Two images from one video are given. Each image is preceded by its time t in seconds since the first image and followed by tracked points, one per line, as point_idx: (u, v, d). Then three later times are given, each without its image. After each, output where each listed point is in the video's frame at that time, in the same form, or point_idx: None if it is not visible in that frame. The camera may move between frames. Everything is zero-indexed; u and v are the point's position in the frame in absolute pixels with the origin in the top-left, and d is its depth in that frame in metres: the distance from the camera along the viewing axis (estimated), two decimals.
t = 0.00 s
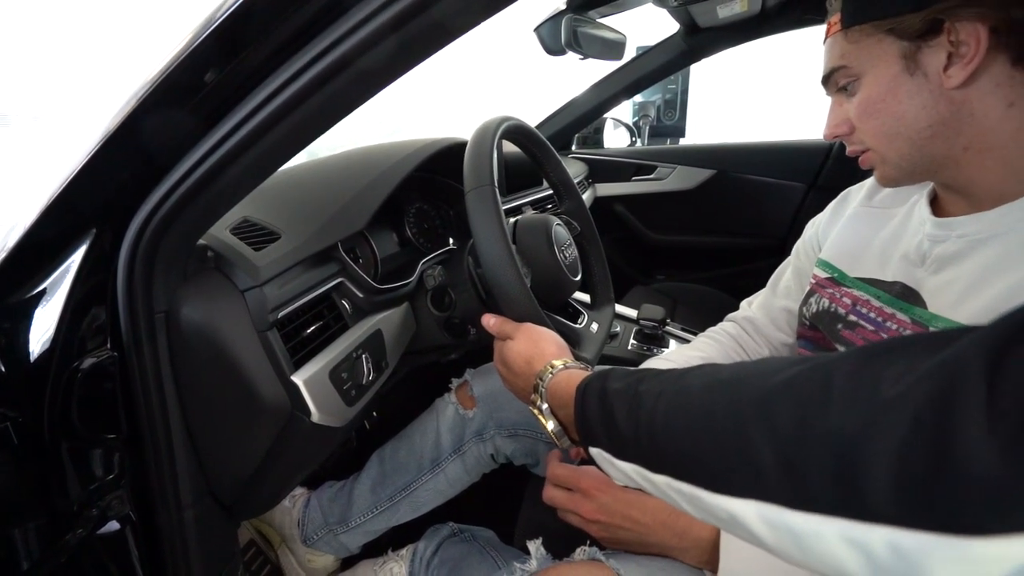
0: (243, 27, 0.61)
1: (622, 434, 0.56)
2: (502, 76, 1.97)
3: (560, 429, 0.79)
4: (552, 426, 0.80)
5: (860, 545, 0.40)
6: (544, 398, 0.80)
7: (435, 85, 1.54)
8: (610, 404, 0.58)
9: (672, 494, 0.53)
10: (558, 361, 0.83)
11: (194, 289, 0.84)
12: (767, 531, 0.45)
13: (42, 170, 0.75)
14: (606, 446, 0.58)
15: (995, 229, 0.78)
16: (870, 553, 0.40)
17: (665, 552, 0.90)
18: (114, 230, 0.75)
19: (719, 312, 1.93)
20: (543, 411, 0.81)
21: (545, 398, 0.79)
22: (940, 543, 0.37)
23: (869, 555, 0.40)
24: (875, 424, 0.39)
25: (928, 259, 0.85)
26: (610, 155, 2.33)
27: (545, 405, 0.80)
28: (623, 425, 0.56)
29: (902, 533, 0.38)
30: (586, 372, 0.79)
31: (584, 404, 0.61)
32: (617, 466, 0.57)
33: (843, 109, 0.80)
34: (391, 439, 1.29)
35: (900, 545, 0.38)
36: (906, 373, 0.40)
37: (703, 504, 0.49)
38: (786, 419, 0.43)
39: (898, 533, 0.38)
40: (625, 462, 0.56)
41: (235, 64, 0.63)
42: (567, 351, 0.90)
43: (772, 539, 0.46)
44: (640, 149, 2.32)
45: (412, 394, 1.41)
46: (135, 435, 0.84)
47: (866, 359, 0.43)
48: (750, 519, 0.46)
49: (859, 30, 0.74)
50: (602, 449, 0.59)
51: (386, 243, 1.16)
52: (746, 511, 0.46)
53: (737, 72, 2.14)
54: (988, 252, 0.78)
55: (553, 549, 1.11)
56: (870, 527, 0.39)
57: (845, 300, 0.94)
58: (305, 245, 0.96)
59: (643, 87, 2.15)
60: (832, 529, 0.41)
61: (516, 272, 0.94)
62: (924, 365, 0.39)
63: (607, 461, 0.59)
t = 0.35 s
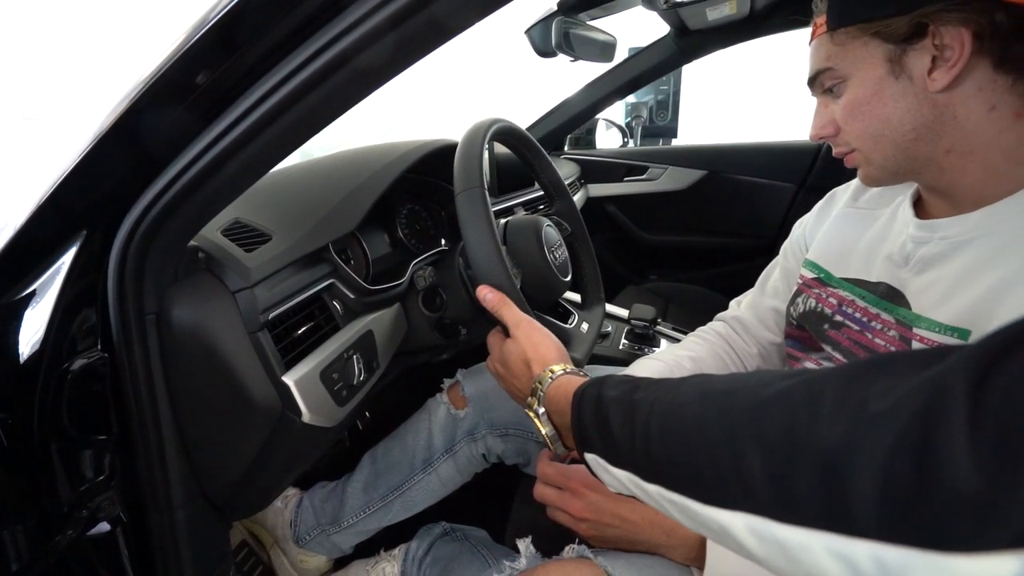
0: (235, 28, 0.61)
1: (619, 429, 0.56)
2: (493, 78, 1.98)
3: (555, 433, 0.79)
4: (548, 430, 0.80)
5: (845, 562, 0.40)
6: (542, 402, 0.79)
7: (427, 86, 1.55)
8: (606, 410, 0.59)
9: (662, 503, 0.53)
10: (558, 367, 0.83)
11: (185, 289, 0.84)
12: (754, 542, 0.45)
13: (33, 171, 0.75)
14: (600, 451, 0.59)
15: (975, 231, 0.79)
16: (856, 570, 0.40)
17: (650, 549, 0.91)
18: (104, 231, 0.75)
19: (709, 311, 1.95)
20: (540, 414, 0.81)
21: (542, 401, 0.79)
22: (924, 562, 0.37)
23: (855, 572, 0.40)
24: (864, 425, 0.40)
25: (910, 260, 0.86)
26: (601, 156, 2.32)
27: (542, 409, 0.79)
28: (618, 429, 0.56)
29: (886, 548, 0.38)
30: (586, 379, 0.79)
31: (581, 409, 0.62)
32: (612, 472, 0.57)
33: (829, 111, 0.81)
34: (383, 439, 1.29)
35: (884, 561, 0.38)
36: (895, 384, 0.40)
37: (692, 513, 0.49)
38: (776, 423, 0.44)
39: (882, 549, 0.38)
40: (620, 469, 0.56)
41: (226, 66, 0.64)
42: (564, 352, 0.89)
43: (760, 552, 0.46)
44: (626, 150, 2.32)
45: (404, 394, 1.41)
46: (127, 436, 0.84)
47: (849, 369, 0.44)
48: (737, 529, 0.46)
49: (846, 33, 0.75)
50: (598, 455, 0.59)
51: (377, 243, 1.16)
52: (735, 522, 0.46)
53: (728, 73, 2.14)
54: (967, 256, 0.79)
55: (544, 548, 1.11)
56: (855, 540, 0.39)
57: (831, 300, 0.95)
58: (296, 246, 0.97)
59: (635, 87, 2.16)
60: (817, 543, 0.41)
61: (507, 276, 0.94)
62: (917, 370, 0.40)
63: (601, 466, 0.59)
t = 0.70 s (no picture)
0: (229, 32, 0.61)
1: (611, 429, 0.57)
2: (486, 80, 1.99)
3: (546, 431, 0.80)
4: (539, 428, 0.80)
5: (838, 550, 0.41)
6: (531, 399, 0.80)
7: (421, 88, 1.55)
8: (597, 406, 0.59)
9: (654, 496, 0.54)
10: (549, 365, 0.83)
11: (179, 291, 0.84)
12: (746, 533, 0.46)
13: (27, 173, 0.76)
14: (592, 449, 0.59)
15: (956, 232, 0.80)
16: (848, 556, 0.41)
17: (641, 546, 0.92)
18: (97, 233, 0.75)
19: (702, 312, 1.96)
20: (530, 412, 0.81)
21: (532, 398, 0.80)
22: (916, 549, 0.37)
23: (847, 558, 0.41)
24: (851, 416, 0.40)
25: (895, 260, 0.87)
26: (592, 156, 2.33)
27: (532, 406, 0.80)
28: (610, 427, 0.57)
29: (878, 535, 0.39)
30: (574, 376, 0.79)
31: (573, 407, 0.62)
32: (604, 470, 0.58)
33: (821, 107, 0.80)
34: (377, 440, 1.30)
35: (877, 548, 0.39)
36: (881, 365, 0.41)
37: (685, 506, 0.50)
38: (768, 418, 0.44)
39: (875, 536, 0.39)
40: (612, 466, 0.57)
41: (218, 69, 0.64)
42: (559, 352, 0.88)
43: (754, 544, 0.46)
44: (621, 151, 2.33)
45: (398, 395, 1.41)
46: (119, 438, 0.85)
47: (833, 361, 0.45)
48: (729, 521, 0.47)
49: (849, 24, 0.74)
50: (589, 453, 0.60)
51: (370, 245, 1.17)
52: (728, 515, 0.47)
53: (720, 76, 2.15)
54: (949, 255, 0.80)
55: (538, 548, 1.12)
56: (847, 529, 0.40)
57: (818, 300, 0.96)
58: (289, 247, 0.97)
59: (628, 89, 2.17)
60: (811, 533, 0.42)
61: (498, 276, 0.95)
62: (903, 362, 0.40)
63: (593, 463, 0.60)
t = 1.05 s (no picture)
0: (227, 36, 0.61)
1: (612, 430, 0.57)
2: (484, 83, 1.99)
3: (546, 433, 0.79)
4: (539, 431, 0.79)
5: (845, 543, 0.40)
6: (531, 402, 0.80)
7: (419, 91, 1.56)
8: (600, 405, 0.60)
9: (659, 494, 0.54)
10: (548, 367, 0.82)
11: (177, 295, 0.84)
12: (753, 528, 0.46)
13: (26, 176, 0.75)
14: (594, 449, 0.59)
15: (949, 236, 0.81)
16: (856, 550, 0.40)
17: (640, 549, 0.92)
18: (96, 238, 0.75)
19: (701, 313, 1.96)
20: (529, 415, 0.81)
21: (531, 402, 0.80)
22: (924, 540, 0.37)
23: (856, 552, 0.40)
24: (857, 413, 0.40)
25: (891, 264, 0.88)
26: (591, 159, 2.35)
27: (532, 409, 0.80)
28: (613, 428, 0.57)
29: (888, 527, 0.38)
30: (575, 379, 0.79)
31: (574, 407, 0.63)
32: (606, 469, 0.58)
33: (891, 68, 0.71)
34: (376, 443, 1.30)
35: (886, 540, 0.38)
36: (889, 365, 0.41)
37: (691, 503, 0.50)
38: (771, 422, 0.44)
39: (882, 528, 0.38)
40: (614, 465, 0.57)
41: (218, 74, 0.64)
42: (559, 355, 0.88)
43: (762, 541, 0.46)
44: (620, 153, 2.33)
45: (397, 398, 1.41)
46: (118, 441, 0.84)
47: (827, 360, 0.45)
48: (736, 515, 0.46)
49: None
50: (591, 453, 0.60)
51: (369, 248, 1.16)
52: (735, 510, 0.46)
53: (716, 78, 2.15)
54: (943, 258, 0.81)
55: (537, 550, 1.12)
56: (856, 521, 0.40)
57: (814, 303, 0.96)
58: (289, 251, 0.97)
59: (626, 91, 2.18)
60: (819, 526, 0.42)
61: (496, 280, 0.95)
62: (903, 361, 0.40)
63: (595, 464, 0.60)
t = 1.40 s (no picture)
0: (226, 34, 0.61)
1: (603, 426, 0.57)
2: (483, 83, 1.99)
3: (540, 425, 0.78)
4: (534, 424, 0.78)
5: (833, 502, 0.38)
6: (528, 395, 0.79)
7: (419, 91, 1.56)
8: (599, 385, 0.59)
9: (652, 472, 0.52)
10: (543, 363, 0.82)
11: (174, 295, 0.84)
12: (737, 494, 0.44)
13: (24, 175, 0.75)
14: (589, 434, 0.58)
15: (946, 234, 0.81)
16: (841, 508, 0.38)
17: (640, 549, 0.92)
18: (93, 238, 0.75)
19: (700, 313, 1.96)
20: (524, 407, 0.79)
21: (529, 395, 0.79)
22: (917, 493, 0.35)
23: (842, 510, 0.38)
24: (833, 382, 0.39)
25: (888, 264, 0.88)
26: (591, 159, 2.36)
27: (528, 402, 0.79)
28: (609, 401, 0.56)
29: (875, 480, 0.36)
30: (569, 371, 0.79)
31: (572, 393, 0.63)
32: (600, 451, 0.57)
33: (947, 41, 0.72)
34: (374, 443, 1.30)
35: (872, 493, 0.36)
36: (881, 324, 0.40)
37: (681, 477, 0.48)
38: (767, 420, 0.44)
39: (873, 482, 0.36)
40: (608, 446, 0.56)
41: (215, 73, 0.64)
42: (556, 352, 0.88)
43: (748, 509, 0.43)
44: (620, 153, 2.34)
45: (396, 398, 1.41)
46: (116, 442, 0.84)
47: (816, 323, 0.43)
48: (721, 481, 0.44)
49: None
50: (587, 439, 0.59)
51: (368, 248, 1.16)
52: (719, 475, 0.44)
53: (716, 78, 2.14)
54: (940, 256, 0.81)
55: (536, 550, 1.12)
56: (842, 476, 0.38)
57: (813, 302, 0.96)
58: (288, 251, 0.97)
59: (625, 91, 2.18)
60: (806, 484, 0.39)
61: (496, 281, 0.95)
62: (892, 321, 0.39)
63: (587, 449, 0.59)
